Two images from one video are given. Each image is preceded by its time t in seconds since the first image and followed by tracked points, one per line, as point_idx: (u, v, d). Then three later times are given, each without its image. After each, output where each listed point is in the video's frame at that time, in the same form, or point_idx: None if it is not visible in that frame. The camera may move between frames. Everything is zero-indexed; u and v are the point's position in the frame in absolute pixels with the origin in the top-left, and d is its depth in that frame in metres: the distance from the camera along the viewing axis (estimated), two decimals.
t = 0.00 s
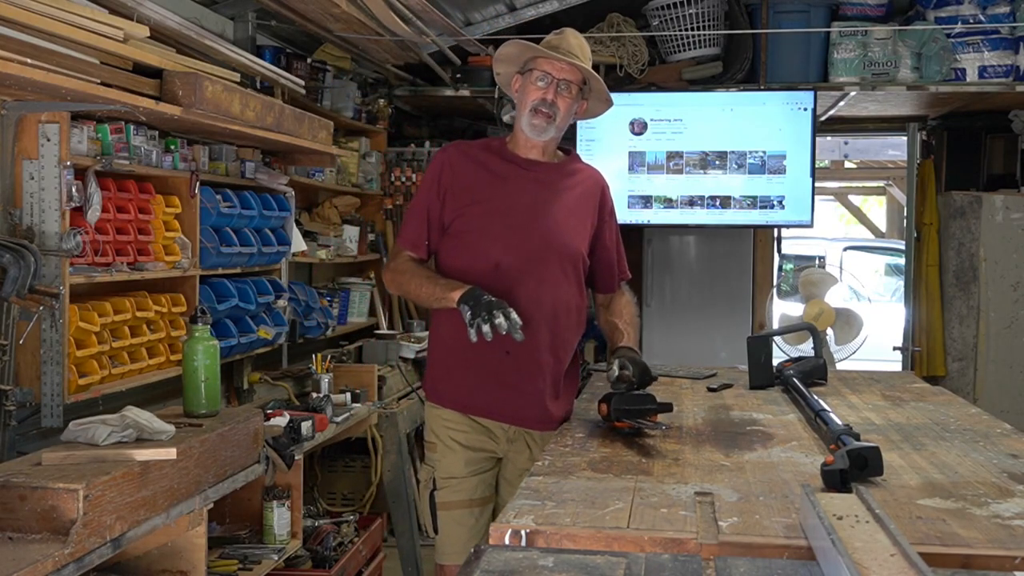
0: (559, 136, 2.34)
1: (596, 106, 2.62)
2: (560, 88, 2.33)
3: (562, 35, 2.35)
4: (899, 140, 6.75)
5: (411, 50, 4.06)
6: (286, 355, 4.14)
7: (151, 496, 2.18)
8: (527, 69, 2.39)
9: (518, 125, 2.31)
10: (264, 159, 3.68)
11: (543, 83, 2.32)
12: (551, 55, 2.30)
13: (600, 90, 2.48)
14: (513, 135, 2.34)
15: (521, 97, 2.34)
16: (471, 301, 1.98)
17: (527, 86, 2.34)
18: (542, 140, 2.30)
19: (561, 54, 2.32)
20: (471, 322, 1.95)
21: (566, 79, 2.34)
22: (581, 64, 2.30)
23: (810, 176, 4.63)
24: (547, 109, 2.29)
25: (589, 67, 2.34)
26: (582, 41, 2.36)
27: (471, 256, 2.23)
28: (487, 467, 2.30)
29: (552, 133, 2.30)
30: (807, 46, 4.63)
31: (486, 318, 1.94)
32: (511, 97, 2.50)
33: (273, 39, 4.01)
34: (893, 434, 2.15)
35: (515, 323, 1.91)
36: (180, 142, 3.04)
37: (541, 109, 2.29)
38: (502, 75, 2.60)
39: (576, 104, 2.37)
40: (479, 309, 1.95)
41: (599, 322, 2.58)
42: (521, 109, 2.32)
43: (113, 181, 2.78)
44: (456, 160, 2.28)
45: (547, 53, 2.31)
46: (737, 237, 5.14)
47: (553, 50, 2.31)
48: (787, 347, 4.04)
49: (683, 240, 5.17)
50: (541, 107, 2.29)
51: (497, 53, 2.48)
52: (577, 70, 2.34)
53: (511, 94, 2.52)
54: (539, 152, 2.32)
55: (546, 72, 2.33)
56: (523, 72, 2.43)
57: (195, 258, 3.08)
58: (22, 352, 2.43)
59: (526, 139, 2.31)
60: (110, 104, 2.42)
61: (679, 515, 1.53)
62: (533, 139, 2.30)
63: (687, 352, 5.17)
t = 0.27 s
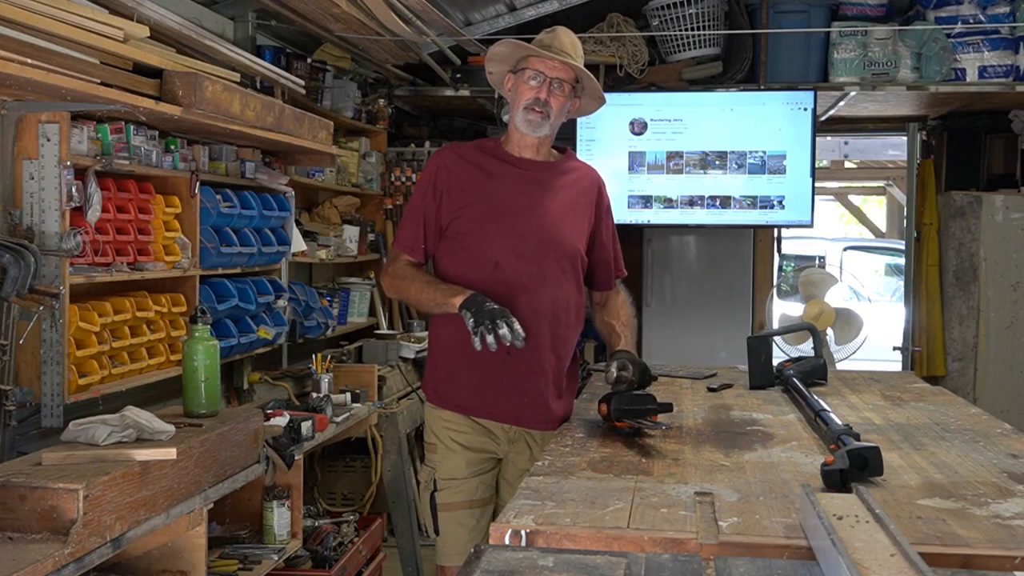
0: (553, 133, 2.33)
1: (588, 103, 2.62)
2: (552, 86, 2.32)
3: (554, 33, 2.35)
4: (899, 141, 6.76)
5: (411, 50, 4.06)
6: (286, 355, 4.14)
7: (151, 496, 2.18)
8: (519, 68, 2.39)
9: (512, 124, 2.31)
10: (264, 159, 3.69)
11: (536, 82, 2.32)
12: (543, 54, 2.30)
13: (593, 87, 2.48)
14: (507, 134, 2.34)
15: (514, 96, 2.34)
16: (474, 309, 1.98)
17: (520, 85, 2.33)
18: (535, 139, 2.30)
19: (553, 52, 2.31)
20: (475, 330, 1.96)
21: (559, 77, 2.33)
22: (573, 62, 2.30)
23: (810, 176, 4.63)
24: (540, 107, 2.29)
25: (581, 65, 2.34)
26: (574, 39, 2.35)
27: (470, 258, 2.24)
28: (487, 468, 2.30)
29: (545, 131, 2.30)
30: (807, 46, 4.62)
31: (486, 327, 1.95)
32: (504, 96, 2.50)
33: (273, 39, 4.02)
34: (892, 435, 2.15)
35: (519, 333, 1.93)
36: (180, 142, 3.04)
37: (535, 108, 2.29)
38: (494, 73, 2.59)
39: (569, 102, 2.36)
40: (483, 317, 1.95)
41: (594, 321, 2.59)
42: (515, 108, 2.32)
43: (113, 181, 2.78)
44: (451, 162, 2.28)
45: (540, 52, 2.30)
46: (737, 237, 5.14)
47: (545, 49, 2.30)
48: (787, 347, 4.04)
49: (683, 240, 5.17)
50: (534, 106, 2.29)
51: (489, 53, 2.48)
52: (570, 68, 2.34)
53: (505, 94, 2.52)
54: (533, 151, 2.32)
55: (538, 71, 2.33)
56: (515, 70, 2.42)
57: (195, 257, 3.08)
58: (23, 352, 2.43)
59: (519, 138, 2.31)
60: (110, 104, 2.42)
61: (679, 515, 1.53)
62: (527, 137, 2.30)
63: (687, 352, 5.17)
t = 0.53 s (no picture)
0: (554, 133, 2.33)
1: (587, 102, 2.63)
2: (553, 86, 2.32)
3: (552, 32, 2.35)
4: (899, 140, 6.76)
5: (411, 50, 4.06)
6: (286, 355, 4.15)
7: (151, 496, 2.18)
8: (518, 68, 2.39)
9: (513, 124, 2.31)
10: (264, 159, 3.68)
11: (536, 81, 2.32)
12: (542, 53, 2.30)
13: (593, 85, 2.48)
14: (508, 134, 2.34)
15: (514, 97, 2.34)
16: (473, 312, 1.98)
17: (520, 85, 2.34)
18: (537, 139, 2.30)
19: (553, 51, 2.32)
20: (474, 335, 1.95)
21: (559, 76, 2.33)
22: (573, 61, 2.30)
23: (810, 176, 4.63)
24: (541, 107, 2.29)
25: (581, 64, 2.34)
26: (573, 38, 2.35)
27: (471, 259, 2.24)
28: (488, 468, 2.30)
29: (547, 131, 2.29)
30: (807, 46, 4.62)
31: (485, 333, 1.94)
32: (503, 98, 2.50)
33: (273, 39, 4.01)
34: (893, 434, 2.15)
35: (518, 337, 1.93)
36: (180, 142, 3.04)
37: (536, 108, 2.29)
38: (493, 75, 2.59)
39: (570, 101, 2.36)
40: (481, 322, 1.95)
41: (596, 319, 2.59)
42: (516, 108, 2.31)
43: (113, 181, 2.78)
44: (451, 162, 2.27)
45: (539, 51, 2.30)
46: (737, 237, 5.14)
47: (544, 49, 2.31)
48: (787, 347, 4.04)
49: (682, 240, 5.17)
50: (535, 105, 2.29)
51: (487, 54, 2.47)
52: (570, 66, 2.34)
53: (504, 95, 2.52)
54: (534, 152, 2.32)
55: (538, 70, 2.33)
56: (514, 70, 2.42)
57: (195, 258, 3.08)
58: (23, 352, 2.43)
59: (520, 138, 2.31)
60: (110, 104, 2.42)
61: (679, 514, 1.53)
62: (528, 137, 2.29)
63: (687, 351, 5.17)
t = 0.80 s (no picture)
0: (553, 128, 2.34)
1: (583, 97, 2.64)
2: (546, 81, 2.34)
3: (540, 28, 2.37)
4: (899, 141, 6.76)
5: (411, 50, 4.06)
6: (286, 355, 4.15)
7: (151, 496, 2.18)
8: (509, 69, 2.41)
9: (510, 124, 2.32)
10: (264, 159, 3.68)
11: (529, 79, 2.34)
12: (533, 49, 2.32)
13: (586, 79, 2.50)
14: (506, 131, 2.33)
15: (509, 97, 2.35)
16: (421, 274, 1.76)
17: (514, 85, 2.35)
18: (537, 136, 2.30)
19: (543, 47, 2.33)
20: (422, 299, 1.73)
21: (551, 71, 2.35)
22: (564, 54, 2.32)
23: (810, 176, 4.63)
24: (537, 103, 2.30)
25: (572, 57, 2.36)
26: (561, 32, 2.38)
27: (474, 252, 2.22)
28: (488, 468, 2.31)
29: (546, 127, 2.30)
30: (807, 46, 4.62)
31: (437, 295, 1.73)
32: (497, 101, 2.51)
33: (273, 39, 4.01)
34: (893, 434, 2.15)
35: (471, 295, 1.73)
36: (180, 142, 3.04)
37: (533, 104, 2.30)
38: (484, 79, 2.61)
39: (564, 96, 2.38)
40: (432, 284, 1.74)
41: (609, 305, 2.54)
42: (512, 107, 2.33)
43: (113, 181, 2.78)
44: (452, 155, 2.26)
45: (530, 49, 2.32)
46: (737, 237, 5.14)
47: (534, 45, 2.33)
48: (787, 347, 4.04)
49: (682, 240, 5.17)
50: (531, 102, 2.30)
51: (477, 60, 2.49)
52: (561, 60, 2.36)
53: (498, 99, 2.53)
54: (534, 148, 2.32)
55: (530, 67, 2.35)
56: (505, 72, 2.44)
57: (195, 258, 3.08)
58: (23, 352, 2.43)
59: (518, 137, 2.31)
60: (110, 104, 2.42)
61: (679, 515, 1.53)
62: (526, 136, 2.30)
63: (687, 351, 5.17)
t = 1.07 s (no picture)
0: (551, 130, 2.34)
1: (577, 101, 2.64)
2: (549, 85, 2.34)
3: (544, 31, 2.36)
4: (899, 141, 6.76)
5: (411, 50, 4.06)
6: (286, 355, 4.15)
7: (151, 496, 2.18)
8: (510, 68, 2.39)
9: (510, 123, 2.31)
10: (264, 159, 3.68)
11: (531, 81, 2.33)
12: (538, 52, 2.31)
13: (586, 83, 2.50)
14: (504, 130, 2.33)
15: (510, 96, 2.34)
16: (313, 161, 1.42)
17: (515, 85, 2.34)
18: (536, 137, 2.29)
19: (548, 50, 2.33)
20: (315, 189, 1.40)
21: (554, 75, 2.35)
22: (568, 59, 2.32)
23: (810, 176, 4.65)
24: (539, 105, 2.29)
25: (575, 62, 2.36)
26: (564, 36, 2.37)
27: (472, 241, 2.22)
28: (486, 468, 2.31)
29: (546, 129, 2.30)
30: (807, 46, 4.62)
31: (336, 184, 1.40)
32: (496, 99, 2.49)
33: (273, 39, 4.01)
34: (893, 434, 2.15)
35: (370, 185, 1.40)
36: (180, 142, 3.04)
37: (535, 106, 2.29)
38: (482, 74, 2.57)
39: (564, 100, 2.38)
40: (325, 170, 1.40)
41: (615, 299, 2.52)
42: (513, 107, 2.31)
43: (113, 181, 2.78)
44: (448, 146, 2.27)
45: (534, 51, 2.31)
46: (737, 238, 5.14)
47: (539, 47, 2.32)
48: (787, 347, 4.04)
49: (682, 240, 5.17)
50: (533, 103, 2.29)
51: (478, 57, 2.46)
52: (563, 65, 2.36)
53: (496, 97, 2.51)
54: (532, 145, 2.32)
55: (533, 69, 2.34)
56: (505, 71, 2.42)
57: (195, 258, 3.08)
58: (23, 352, 2.43)
59: (516, 136, 2.30)
60: (110, 104, 2.42)
61: (679, 515, 1.53)
62: (525, 136, 2.29)
63: (687, 351, 5.17)
